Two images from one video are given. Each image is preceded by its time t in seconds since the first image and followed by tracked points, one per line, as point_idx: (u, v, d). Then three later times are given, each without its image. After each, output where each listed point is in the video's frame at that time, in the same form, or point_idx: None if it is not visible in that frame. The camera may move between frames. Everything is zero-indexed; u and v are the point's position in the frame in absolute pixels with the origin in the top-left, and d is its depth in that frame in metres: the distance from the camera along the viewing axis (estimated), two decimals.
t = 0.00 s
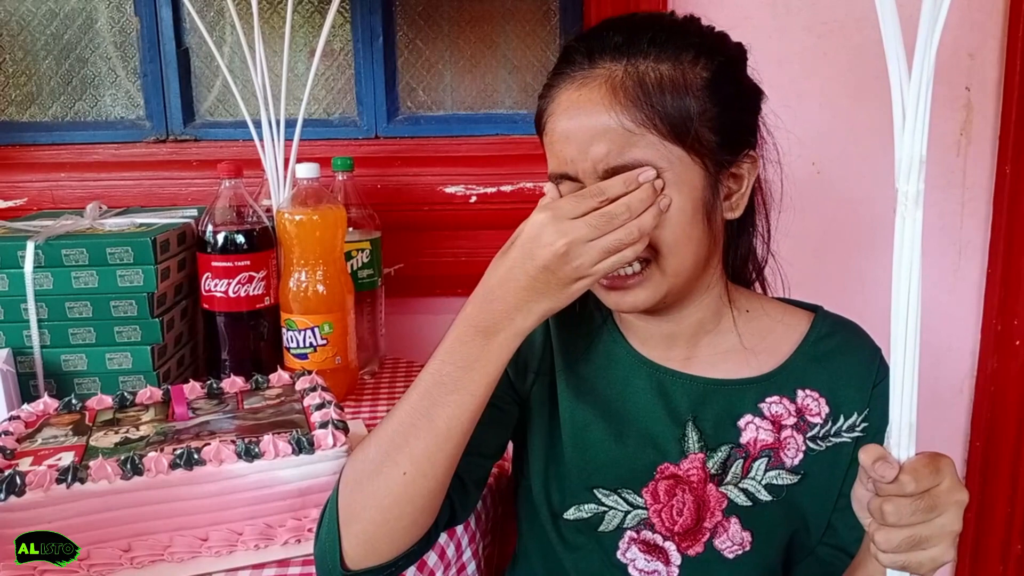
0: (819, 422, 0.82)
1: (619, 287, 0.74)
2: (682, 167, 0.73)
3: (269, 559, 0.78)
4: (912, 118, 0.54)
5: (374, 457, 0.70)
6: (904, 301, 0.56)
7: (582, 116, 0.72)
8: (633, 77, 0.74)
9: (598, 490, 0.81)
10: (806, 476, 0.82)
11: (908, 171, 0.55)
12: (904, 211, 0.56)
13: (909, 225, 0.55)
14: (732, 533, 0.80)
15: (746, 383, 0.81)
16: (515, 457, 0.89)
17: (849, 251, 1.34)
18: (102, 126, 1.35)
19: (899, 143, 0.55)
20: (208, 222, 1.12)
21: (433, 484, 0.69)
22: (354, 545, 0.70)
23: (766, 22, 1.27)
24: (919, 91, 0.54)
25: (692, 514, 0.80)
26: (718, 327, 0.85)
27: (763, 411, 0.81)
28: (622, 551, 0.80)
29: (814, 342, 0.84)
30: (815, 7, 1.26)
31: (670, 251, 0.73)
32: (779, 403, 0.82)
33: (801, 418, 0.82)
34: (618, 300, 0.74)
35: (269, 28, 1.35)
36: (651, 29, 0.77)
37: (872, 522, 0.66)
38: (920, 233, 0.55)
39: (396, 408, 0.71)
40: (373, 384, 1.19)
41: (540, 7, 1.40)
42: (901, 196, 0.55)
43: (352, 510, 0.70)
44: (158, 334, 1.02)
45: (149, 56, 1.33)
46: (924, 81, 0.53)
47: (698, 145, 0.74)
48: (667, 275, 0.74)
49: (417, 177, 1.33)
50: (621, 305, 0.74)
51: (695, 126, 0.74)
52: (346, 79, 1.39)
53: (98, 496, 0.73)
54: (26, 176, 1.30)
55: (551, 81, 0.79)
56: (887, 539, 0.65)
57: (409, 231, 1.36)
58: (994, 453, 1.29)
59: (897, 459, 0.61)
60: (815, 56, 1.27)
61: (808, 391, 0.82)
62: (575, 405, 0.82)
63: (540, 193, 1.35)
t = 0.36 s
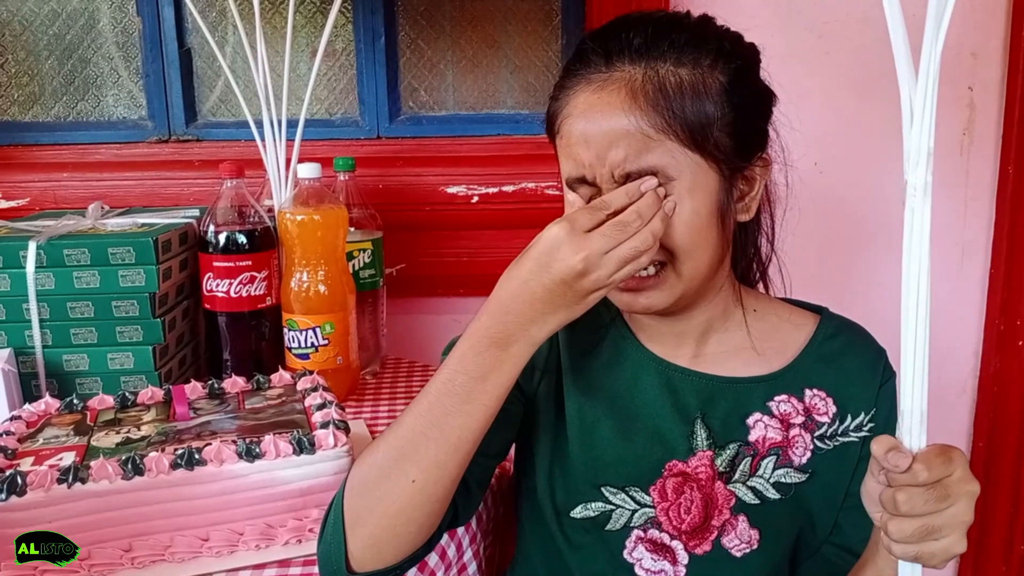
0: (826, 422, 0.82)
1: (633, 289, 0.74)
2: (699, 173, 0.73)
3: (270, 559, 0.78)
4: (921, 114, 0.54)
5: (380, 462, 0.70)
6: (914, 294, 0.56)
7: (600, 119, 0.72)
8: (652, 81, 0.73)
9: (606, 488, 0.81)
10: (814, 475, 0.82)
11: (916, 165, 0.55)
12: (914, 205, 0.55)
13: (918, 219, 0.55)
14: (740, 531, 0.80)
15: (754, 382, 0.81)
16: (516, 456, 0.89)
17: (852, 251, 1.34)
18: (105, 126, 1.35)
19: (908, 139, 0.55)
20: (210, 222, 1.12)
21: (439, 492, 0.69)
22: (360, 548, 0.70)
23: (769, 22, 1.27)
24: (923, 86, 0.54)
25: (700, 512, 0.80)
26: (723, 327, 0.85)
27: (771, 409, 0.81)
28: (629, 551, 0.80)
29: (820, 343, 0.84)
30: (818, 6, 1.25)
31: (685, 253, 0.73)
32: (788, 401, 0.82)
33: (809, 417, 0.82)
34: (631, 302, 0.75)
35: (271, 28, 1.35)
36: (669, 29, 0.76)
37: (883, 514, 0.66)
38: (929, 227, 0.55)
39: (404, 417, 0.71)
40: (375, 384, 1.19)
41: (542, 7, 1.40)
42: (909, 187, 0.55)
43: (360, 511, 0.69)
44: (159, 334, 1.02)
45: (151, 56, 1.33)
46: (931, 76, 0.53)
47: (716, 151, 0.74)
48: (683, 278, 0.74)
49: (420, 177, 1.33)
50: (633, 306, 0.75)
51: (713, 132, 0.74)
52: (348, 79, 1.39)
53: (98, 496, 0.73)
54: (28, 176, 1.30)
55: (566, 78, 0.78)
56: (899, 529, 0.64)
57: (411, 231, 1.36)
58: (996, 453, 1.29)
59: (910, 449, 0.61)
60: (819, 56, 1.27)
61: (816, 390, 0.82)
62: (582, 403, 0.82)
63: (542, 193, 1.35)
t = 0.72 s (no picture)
0: (834, 420, 0.81)
1: (639, 293, 0.74)
2: (703, 178, 0.72)
3: (271, 557, 0.78)
4: (946, 115, 0.53)
5: (385, 462, 0.69)
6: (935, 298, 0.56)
7: (603, 123, 0.72)
8: (656, 85, 0.72)
9: (613, 486, 0.81)
10: (823, 473, 0.81)
11: (941, 162, 0.54)
12: (938, 201, 0.55)
13: (943, 214, 0.54)
14: (748, 529, 0.79)
15: (761, 381, 0.81)
16: (519, 454, 0.89)
17: (856, 250, 1.33)
18: (107, 124, 1.35)
19: (932, 136, 0.54)
20: (212, 220, 1.12)
21: (443, 493, 0.69)
22: (364, 547, 0.69)
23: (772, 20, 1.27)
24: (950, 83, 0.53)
25: (708, 509, 0.79)
26: (728, 325, 0.84)
27: (780, 407, 0.81)
28: (636, 550, 0.80)
29: (826, 343, 0.83)
30: (822, 4, 1.25)
31: (692, 256, 0.73)
32: (796, 399, 0.81)
33: (817, 415, 0.81)
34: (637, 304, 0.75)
35: (273, 26, 1.35)
36: (674, 30, 0.76)
37: (902, 510, 0.65)
38: (951, 224, 0.54)
39: (409, 419, 0.70)
40: (378, 382, 1.19)
41: (544, 5, 1.40)
42: (933, 188, 0.55)
43: (366, 510, 0.69)
44: (162, 332, 1.02)
45: (153, 54, 1.32)
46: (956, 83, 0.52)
47: (720, 155, 0.73)
48: (688, 282, 0.74)
49: (422, 175, 1.33)
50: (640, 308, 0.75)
51: (718, 136, 0.73)
52: (350, 77, 1.39)
53: (100, 494, 0.73)
54: (30, 174, 1.30)
55: (570, 80, 0.78)
56: (918, 524, 0.64)
57: (414, 229, 1.36)
58: (1001, 452, 1.28)
59: (931, 445, 0.61)
60: (822, 55, 1.26)
61: (824, 389, 0.82)
62: (589, 401, 0.82)
63: (545, 191, 1.35)
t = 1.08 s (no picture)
0: (836, 419, 0.81)
1: (637, 290, 0.74)
2: (700, 178, 0.72)
3: (272, 556, 0.77)
4: (967, 114, 0.53)
5: (382, 460, 0.69)
6: (948, 300, 0.55)
7: (600, 123, 0.71)
8: (652, 84, 0.72)
9: (615, 485, 0.80)
10: (825, 471, 0.81)
11: (960, 160, 0.53)
12: (955, 199, 0.54)
13: (959, 213, 0.54)
14: (750, 528, 0.79)
15: (764, 378, 0.81)
16: (521, 453, 0.88)
17: (858, 249, 1.33)
18: (110, 123, 1.35)
19: (953, 133, 0.54)
20: (214, 219, 1.12)
21: (440, 492, 0.69)
22: (362, 546, 0.69)
23: (774, 20, 1.26)
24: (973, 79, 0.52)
25: (709, 508, 0.79)
26: (730, 323, 0.84)
27: (782, 405, 0.81)
28: (638, 549, 0.79)
29: (830, 340, 0.83)
30: (825, 3, 1.24)
31: (689, 254, 0.72)
32: (798, 398, 0.81)
33: (819, 413, 0.81)
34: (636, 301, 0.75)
35: (275, 25, 1.35)
36: (672, 28, 0.75)
37: (907, 508, 0.65)
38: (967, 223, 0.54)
39: (406, 415, 0.70)
40: (380, 381, 1.19)
41: (547, 3, 1.40)
42: (951, 186, 0.54)
43: (365, 508, 0.69)
44: (163, 330, 1.02)
45: (156, 53, 1.32)
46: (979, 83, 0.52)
47: (718, 155, 0.73)
48: (686, 280, 0.74)
49: (424, 174, 1.33)
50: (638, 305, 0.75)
51: (715, 136, 0.73)
52: (353, 77, 1.39)
53: (101, 492, 0.72)
54: (32, 173, 1.30)
55: (568, 78, 0.78)
56: (923, 522, 0.64)
57: (416, 228, 1.35)
58: (1004, 453, 1.28)
59: (938, 444, 0.60)
60: (825, 54, 1.26)
61: (826, 387, 0.82)
62: (591, 400, 0.82)
63: (547, 190, 1.35)
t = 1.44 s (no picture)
0: (842, 417, 0.81)
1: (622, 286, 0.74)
2: (680, 184, 0.71)
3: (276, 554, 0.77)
4: (982, 110, 0.52)
5: (375, 453, 0.69)
6: (958, 296, 0.55)
7: (579, 130, 0.72)
8: (630, 90, 0.72)
9: (619, 483, 0.80)
10: (830, 469, 0.81)
11: (974, 159, 0.53)
12: (966, 198, 0.54)
13: (972, 212, 0.54)
14: (755, 526, 0.79)
15: (770, 376, 0.81)
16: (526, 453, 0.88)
17: (862, 248, 1.33)
18: (114, 121, 1.35)
19: (966, 132, 0.54)
20: (217, 217, 1.11)
21: (431, 486, 0.69)
22: (359, 543, 0.69)
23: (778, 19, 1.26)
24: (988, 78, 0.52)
25: (714, 506, 0.79)
26: (733, 322, 0.84)
27: (786, 403, 0.80)
28: (643, 547, 0.79)
29: (836, 339, 0.83)
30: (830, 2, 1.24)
31: (672, 258, 0.72)
32: (803, 396, 0.81)
33: (825, 412, 0.81)
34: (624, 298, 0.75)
35: (279, 23, 1.35)
36: (657, 32, 0.75)
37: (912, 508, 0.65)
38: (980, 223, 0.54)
39: (396, 405, 0.70)
40: (383, 379, 1.19)
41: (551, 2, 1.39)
42: (963, 183, 0.54)
43: (362, 504, 0.69)
44: (167, 329, 1.02)
45: (159, 51, 1.32)
46: (996, 74, 0.51)
47: (698, 161, 0.72)
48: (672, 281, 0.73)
49: (428, 172, 1.33)
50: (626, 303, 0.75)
51: (695, 142, 0.72)
52: (356, 75, 1.39)
53: (106, 490, 0.72)
54: (36, 171, 1.30)
55: (558, 85, 0.79)
56: (929, 522, 0.63)
57: (420, 227, 1.35)
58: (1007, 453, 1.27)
59: (945, 443, 0.60)
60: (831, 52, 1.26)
61: (831, 385, 0.82)
62: (594, 398, 0.82)
63: (551, 189, 1.34)
